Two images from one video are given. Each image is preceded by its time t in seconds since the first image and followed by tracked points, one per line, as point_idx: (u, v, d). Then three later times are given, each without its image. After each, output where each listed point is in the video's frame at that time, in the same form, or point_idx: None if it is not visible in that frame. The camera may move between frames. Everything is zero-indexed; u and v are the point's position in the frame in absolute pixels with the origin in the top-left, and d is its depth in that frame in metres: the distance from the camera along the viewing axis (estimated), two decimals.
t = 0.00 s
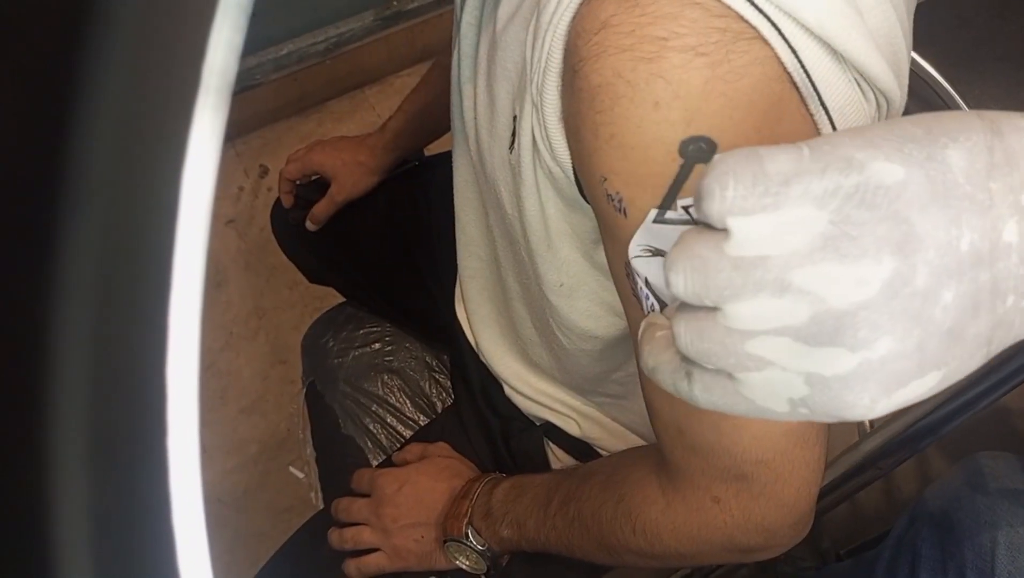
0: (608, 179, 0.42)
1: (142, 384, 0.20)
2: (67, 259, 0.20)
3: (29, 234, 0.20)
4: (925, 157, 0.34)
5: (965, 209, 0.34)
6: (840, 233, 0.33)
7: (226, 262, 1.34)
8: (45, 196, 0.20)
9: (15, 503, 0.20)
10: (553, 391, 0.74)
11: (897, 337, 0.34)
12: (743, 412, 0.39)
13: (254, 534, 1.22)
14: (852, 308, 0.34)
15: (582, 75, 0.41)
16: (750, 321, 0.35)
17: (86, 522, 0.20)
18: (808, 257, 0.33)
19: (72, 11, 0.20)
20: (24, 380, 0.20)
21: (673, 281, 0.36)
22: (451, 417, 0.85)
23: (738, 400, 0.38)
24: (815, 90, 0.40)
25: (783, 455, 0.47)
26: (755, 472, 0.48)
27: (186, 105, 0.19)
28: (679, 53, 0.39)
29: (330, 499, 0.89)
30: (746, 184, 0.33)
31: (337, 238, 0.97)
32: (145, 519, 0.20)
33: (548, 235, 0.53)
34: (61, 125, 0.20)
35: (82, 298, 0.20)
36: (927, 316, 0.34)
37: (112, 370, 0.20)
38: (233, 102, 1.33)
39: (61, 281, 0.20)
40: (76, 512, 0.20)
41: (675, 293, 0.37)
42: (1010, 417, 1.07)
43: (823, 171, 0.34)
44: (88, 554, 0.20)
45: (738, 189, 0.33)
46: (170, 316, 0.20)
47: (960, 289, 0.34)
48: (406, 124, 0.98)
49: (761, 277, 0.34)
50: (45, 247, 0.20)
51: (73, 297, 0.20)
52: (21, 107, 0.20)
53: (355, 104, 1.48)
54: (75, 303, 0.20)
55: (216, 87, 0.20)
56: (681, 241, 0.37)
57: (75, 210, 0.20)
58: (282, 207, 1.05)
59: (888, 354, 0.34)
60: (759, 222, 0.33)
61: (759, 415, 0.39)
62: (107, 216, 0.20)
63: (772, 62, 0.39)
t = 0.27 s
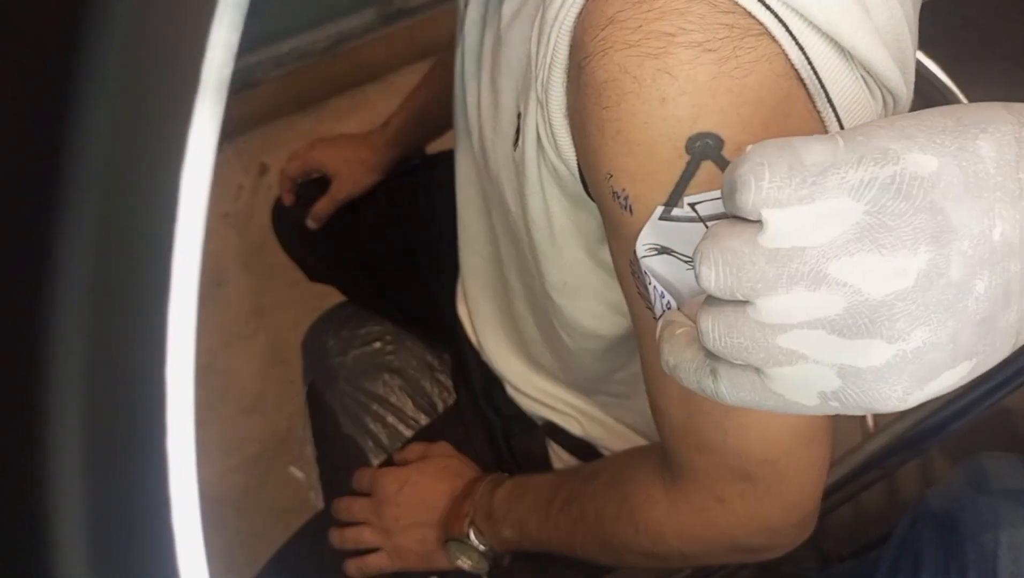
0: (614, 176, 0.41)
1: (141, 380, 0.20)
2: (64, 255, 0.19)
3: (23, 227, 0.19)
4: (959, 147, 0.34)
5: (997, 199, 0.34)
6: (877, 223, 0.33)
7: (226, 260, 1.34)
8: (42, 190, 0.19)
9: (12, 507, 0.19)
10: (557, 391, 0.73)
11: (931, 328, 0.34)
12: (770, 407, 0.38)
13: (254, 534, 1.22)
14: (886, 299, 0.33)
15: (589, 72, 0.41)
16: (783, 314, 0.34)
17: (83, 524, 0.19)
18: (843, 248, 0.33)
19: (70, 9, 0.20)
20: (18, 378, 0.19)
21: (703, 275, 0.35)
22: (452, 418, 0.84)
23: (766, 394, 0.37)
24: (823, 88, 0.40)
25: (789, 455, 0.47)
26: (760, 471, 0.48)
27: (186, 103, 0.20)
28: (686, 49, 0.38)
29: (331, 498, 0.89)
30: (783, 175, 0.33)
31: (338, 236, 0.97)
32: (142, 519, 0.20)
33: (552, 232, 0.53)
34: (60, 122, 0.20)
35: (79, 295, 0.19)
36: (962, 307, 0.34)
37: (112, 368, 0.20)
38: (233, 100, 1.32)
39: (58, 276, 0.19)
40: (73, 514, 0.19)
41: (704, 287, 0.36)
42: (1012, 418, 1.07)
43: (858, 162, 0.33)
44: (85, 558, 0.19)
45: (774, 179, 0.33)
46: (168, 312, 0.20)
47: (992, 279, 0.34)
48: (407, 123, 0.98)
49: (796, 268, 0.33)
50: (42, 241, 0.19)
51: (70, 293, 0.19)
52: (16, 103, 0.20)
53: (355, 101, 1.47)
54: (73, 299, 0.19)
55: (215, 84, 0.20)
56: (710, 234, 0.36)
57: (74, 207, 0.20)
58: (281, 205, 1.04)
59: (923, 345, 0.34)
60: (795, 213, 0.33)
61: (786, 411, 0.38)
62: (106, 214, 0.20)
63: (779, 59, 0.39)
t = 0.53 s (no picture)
0: (607, 179, 0.42)
1: (142, 383, 0.19)
2: (64, 260, 0.19)
3: (22, 230, 0.19)
4: (993, 134, 0.34)
5: None
6: (917, 212, 0.32)
7: (224, 262, 1.34)
8: (41, 191, 0.19)
9: (12, 507, 0.19)
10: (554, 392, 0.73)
11: (970, 317, 0.33)
12: (802, 401, 0.38)
13: (254, 535, 1.22)
14: (927, 289, 0.33)
15: (581, 75, 0.41)
16: (821, 308, 0.34)
17: (84, 525, 0.19)
18: (883, 238, 0.33)
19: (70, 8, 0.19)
20: (16, 380, 0.19)
21: (737, 269, 0.34)
22: (450, 418, 0.85)
23: (800, 389, 0.37)
24: (815, 90, 0.40)
25: (782, 455, 0.47)
26: (755, 472, 0.48)
27: (186, 103, 0.19)
28: (678, 52, 0.38)
29: (330, 499, 0.89)
30: (821, 165, 0.32)
31: (335, 238, 0.97)
32: (144, 520, 0.20)
33: (546, 234, 0.53)
34: (60, 121, 0.19)
35: (79, 298, 0.19)
36: (999, 294, 0.33)
37: (112, 371, 0.19)
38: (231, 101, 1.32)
39: (57, 279, 0.19)
40: (74, 515, 0.19)
41: (736, 281, 0.35)
42: (1009, 416, 1.07)
43: (896, 149, 0.33)
44: (85, 559, 0.19)
45: (810, 170, 0.32)
46: (170, 316, 0.20)
47: None
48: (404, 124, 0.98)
49: (836, 260, 0.33)
50: (40, 243, 0.19)
51: (69, 296, 0.19)
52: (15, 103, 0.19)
53: (353, 102, 1.48)
54: (72, 302, 0.19)
55: (216, 85, 0.19)
56: (742, 226, 0.35)
57: (74, 208, 0.19)
58: (280, 206, 1.05)
59: (960, 334, 0.34)
60: (833, 203, 0.32)
61: (818, 404, 0.38)
62: (107, 214, 0.19)
63: (772, 61, 0.39)
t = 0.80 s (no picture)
0: (603, 181, 0.42)
1: (142, 384, 0.20)
2: (65, 261, 0.19)
3: (24, 232, 0.19)
4: None
5: None
6: (955, 209, 0.33)
7: (225, 264, 1.34)
8: (43, 193, 0.19)
9: (12, 506, 0.20)
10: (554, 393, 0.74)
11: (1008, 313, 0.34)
12: (830, 401, 0.37)
13: (255, 536, 1.22)
14: (966, 285, 0.33)
15: (577, 78, 0.41)
16: (856, 306, 0.34)
17: (86, 524, 0.20)
18: (921, 236, 0.33)
19: (70, 8, 0.19)
20: (21, 380, 0.20)
21: (771, 267, 0.34)
22: (450, 419, 0.85)
23: (830, 388, 0.36)
24: (810, 92, 0.40)
25: (778, 456, 0.47)
26: (752, 472, 0.48)
27: (187, 106, 0.19)
28: (672, 55, 0.38)
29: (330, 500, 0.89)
30: (859, 162, 0.32)
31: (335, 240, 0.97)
32: (144, 520, 0.20)
33: (543, 235, 0.53)
34: (61, 123, 0.19)
35: (81, 299, 0.19)
36: None
37: (113, 371, 0.20)
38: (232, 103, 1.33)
39: (59, 280, 0.19)
40: (76, 513, 0.20)
41: (769, 278, 0.35)
42: (1009, 417, 1.08)
43: (934, 145, 0.32)
44: (86, 557, 0.20)
45: (848, 167, 0.32)
46: (171, 318, 0.19)
47: None
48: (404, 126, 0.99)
49: (873, 258, 0.33)
50: (43, 244, 0.19)
51: (71, 297, 0.19)
52: (16, 103, 0.19)
53: (354, 104, 1.48)
54: (73, 303, 0.19)
55: (217, 86, 0.19)
56: (774, 223, 0.35)
57: (74, 210, 0.19)
58: (281, 209, 1.05)
59: (998, 330, 0.34)
60: (871, 200, 0.32)
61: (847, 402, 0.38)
62: (108, 217, 0.19)
63: (767, 64, 0.39)
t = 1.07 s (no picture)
0: (599, 179, 0.42)
1: (142, 383, 0.20)
2: (64, 260, 0.19)
3: (24, 231, 0.19)
4: None
5: None
6: (983, 204, 0.31)
7: (224, 263, 1.34)
8: (41, 192, 0.19)
9: (12, 506, 0.20)
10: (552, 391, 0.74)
11: None
12: (853, 397, 0.37)
13: (255, 535, 1.22)
14: (992, 283, 0.32)
15: (573, 76, 0.41)
16: (881, 302, 0.33)
17: (86, 524, 0.20)
18: (950, 230, 0.32)
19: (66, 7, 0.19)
20: (20, 380, 0.20)
21: (794, 263, 0.34)
22: (449, 418, 0.84)
23: (851, 385, 0.36)
24: (805, 90, 0.40)
25: (775, 454, 0.48)
26: (749, 470, 0.48)
27: (187, 106, 0.19)
28: (667, 53, 0.38)
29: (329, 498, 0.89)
30: (884, 157, 0.31)
31: (334, 239, 0.97)
32: (144, 520, 0.20)
33: (540, 234, 0.53)
34: (60, 122, 0.19)
35: (80, 298, 0.19)
36: None
37: (113, 371, 0.20)
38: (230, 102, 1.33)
39: (58, 280, 0.19)
40: (76, 513, 0.20)
41: (791, 273, 0.34)
42: (1008, 414, 1.08)
43: (961, 138, 0.31)
44: (87, 557, 0.20)
45: (874, 162, 0.31)
46: (171, 318, 0.19)
47: None
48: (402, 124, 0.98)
49: (899, 253, 0.32)
50: (42, 244, 0.19)
51: (70, 297, 0.19)
52: (14, 103, 0.19)
53: (352, 103, 1.48)
54: (73, 302, 0.19)
55: (217, 84, 0.19)
56: (798, 218, 0.34)
57: (73, 209, 0.19)
58: (278, 208, 1.05)
59: None
60: (893, 196, 0.32)
61: (870, 399, 0.37)
62: (106, 217, 0.19)
63: (762, 62, 0.39)
